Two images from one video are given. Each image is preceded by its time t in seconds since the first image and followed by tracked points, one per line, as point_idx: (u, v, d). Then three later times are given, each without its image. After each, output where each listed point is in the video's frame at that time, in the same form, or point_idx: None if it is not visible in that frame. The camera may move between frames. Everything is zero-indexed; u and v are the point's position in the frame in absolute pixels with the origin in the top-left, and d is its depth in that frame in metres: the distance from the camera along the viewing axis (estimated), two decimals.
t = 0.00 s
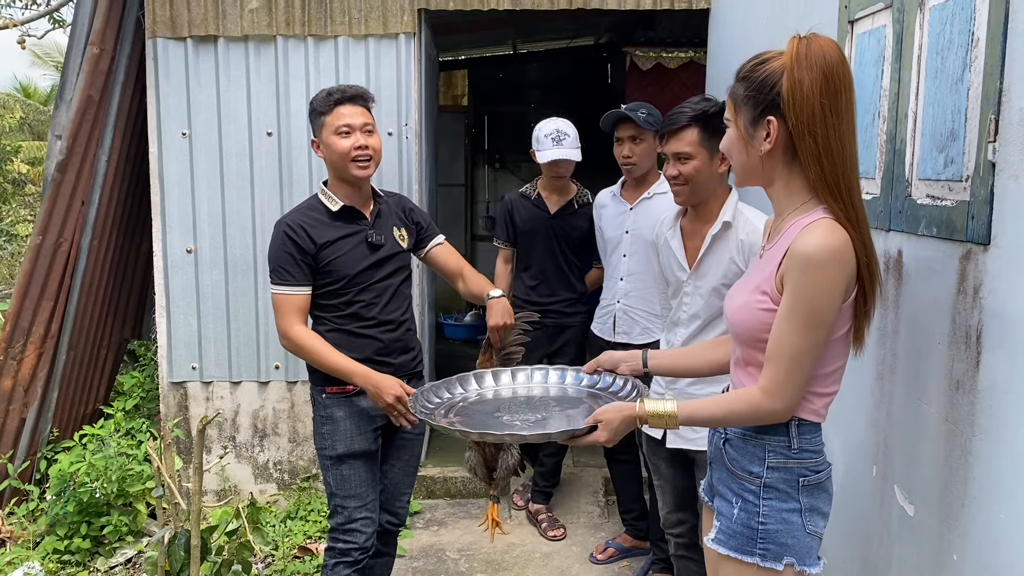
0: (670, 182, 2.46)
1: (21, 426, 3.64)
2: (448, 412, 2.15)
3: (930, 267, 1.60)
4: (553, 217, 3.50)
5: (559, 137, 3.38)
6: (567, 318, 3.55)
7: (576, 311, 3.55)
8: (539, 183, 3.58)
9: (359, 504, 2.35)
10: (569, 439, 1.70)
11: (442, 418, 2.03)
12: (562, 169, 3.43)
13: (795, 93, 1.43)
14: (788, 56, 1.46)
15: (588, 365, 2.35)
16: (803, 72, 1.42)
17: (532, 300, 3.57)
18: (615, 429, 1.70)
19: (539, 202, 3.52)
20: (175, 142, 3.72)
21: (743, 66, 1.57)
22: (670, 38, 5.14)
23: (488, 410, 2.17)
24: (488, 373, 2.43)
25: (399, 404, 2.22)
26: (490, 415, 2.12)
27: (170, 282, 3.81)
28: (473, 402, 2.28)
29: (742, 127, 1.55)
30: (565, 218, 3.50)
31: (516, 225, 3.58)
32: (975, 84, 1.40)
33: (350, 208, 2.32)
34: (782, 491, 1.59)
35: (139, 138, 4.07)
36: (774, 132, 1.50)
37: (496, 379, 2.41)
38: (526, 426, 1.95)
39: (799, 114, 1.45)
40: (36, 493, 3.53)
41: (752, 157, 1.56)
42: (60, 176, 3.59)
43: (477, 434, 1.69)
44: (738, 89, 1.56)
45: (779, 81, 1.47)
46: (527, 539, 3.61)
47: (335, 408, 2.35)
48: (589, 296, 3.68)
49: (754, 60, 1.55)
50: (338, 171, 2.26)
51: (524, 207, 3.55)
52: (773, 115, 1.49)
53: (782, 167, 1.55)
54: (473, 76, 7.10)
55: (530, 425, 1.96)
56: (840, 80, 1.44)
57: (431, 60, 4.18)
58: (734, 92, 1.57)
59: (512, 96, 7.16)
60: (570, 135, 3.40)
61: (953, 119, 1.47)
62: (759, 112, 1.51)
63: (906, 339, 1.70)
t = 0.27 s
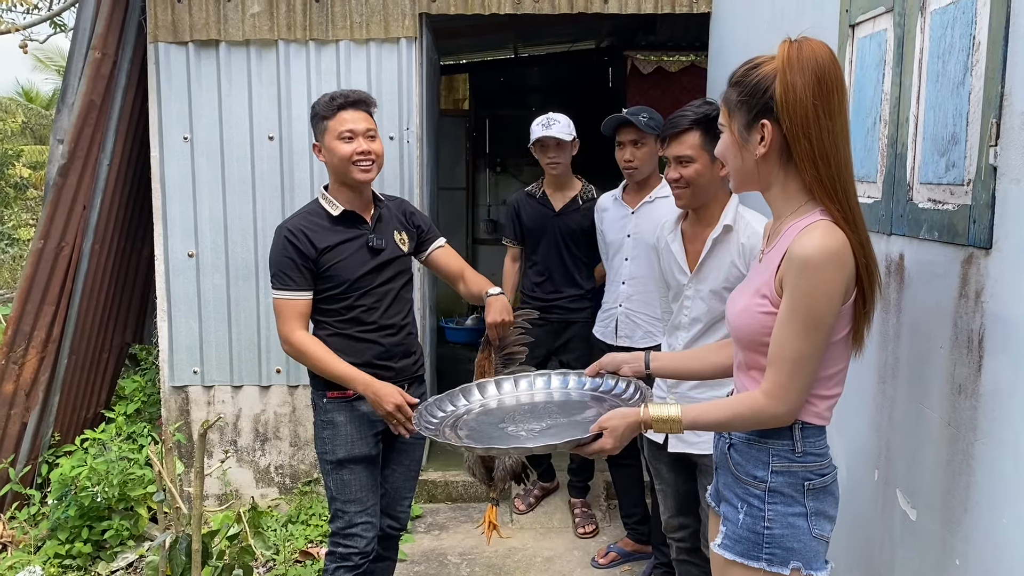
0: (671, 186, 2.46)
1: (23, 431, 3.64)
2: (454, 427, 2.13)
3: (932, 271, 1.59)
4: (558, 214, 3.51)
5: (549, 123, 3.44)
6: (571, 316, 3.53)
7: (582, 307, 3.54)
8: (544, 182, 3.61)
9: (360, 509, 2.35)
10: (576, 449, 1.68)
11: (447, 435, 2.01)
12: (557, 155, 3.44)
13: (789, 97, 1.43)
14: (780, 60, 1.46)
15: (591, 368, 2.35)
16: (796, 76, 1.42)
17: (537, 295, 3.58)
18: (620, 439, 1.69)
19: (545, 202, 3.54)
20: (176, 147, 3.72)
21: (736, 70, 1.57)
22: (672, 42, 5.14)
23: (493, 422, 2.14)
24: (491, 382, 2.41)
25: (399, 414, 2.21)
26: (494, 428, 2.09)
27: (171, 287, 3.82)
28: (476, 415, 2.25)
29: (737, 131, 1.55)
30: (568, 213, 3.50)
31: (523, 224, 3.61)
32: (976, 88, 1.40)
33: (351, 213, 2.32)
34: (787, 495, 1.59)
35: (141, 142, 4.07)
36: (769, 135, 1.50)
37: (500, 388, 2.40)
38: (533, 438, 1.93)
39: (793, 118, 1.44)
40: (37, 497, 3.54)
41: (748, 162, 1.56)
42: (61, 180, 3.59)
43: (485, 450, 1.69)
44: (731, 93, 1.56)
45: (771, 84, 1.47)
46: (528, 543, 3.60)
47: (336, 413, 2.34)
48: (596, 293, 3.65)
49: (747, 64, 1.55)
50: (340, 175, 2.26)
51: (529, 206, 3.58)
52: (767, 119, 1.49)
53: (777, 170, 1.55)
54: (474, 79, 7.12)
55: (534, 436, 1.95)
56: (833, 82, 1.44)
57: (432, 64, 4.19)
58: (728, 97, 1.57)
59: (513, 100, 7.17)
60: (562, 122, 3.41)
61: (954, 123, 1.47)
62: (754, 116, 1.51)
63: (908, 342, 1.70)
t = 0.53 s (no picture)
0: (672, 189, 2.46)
1: (25, 434, 3.65)
2: (455, 430, 2.13)
3: (933, 273, 1.60)
4: (571, 217, 3.51)
5: (568, 123, 3.45)
6: (586, 319, 3.51)
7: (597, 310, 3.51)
8: (561, 185, 3.62)
9: (362, 510, 2.35)
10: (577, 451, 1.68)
11: (450, 439, 2.02)
12: (571, 155, 3.45)
13: (787, 100, 1.44)
14: (778, 64, 1.46)
15: (591, 372, 2.36)
16: (795, 78, 1.43)
17: (551, 300, 3.58)
18: (621, 442, 1.69)
19: (559, 205, 3.55)
20: (178, 151, 3.73)
21: (734, 74, 1.57)
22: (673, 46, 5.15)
23: (493, 427, 2.14)
24: (492, 387, 2.42)
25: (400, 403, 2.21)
26: (495, 432, 2.10)
27: (174, 290, 3.82)
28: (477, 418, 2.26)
29: (736, 135, 1.55)
30: (582, 216, 3.49)
31: (538, 227, 3.63)
32: (975, 92, 1.40)
33: (351, 216, 2.33)
34: (788, 498, 1.59)
35: (143, 146, 4.09)
36: (767, 139, 1.50)
37: (500, 392, 2.41)
38: (531, 442, 1.94)
39: (792, 120, 1.45)
40: (40, 501, 3.54)
41: (746, 165, 1.56)
42: (64, 185, 3.60)
43: (485, 452, 1.70)
44: (730, 97, 1.56)
45: (769, 87, 1.47)
46: (530, 546, 3.60)
47: (336, 414, 2.35)
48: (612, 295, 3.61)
49: (746, 67, 1.55)
50: (340, 180, 2.27)
51: (544, 209, 3.59)
52: (765, 122, 1.50)
53: (776, 174, 1.55)
54: (476, 83, 7.13)
55: (534, 440, 1.96)
56: (831, 85, 1.44)
57: (434, 69, 4.21)
58: (727, 101, 1.58)
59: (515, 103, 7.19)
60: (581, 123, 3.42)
61: (954, 126, 1.48)
62: (752, 119, 1.51)
63: (908, 345, 1.70)
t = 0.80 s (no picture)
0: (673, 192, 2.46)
1: (27, 437, 3.65)
2: (454, 427, 2.15)
3: (933, 276, 1.60)
4: (586, 219, 3.49)
5: (583, 126, 3.44)
6: (594, 322, 3.51)
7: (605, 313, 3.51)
8: (574, 186, 3.61)
9: (371, 507, 2.34)
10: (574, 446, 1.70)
11: (449, 435, 2.03)
12: (585, 156, 3.43)
13: (790, 101, 1.44)
14: (781, 66, 1.46)
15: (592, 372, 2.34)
16: (798, 81, 1.43)
17: (560, 303, 3.58)
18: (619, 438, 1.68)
19: (572, 206, 3.55)
20: (180, 153, 3.74)
21: (737, 76, 1.57)
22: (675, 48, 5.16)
23: (494, 423, 2.16)
24: (493, 385, 2.43)
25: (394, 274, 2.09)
26: (495, 427, 2.13)
27: (175, 293, 3.83)
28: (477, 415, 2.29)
29: (739, 136, 1.55)
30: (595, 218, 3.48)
31: (551, 229, 3.62)
32: (976, 94, 1.40)
33: (351, 217, 2.34)
34: (785, 500, 1.59)
35: (145, 149, 4.10)
36: (770, 140, 1.50)
37: (501, 391, 2.42)
38: (527, 437, 1.95)
39: (795, 123, 1.45)
40: (42, 503, 3.54)
41: (750, 166, 1.56)
42: (66, 188, 3.62)
43: (479, 446, 1.71)
44: (733, 99, 1.56)
45: (773, 89, 1.47)
46: (531, 549, 3.60)
47: (339, 412, 2.35)
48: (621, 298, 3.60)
49: (748, 70, 1.55)
50: (337, 187, 2.28)
51: (557, 210, 3.58)
52: (768, 123, 1.49)
53: (778, 175, 1.55)
54: (477, 86, 7.14)
55: (530, 436, 1.96)
56: (833, 87, 1.44)
57: (435, 72, 4.21)
58: (730, 102, 1.57)
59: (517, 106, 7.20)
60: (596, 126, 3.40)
61: (955, 128, 1.48)
62: (755, 120, 1.51)
63: (909, 347, 1.70)
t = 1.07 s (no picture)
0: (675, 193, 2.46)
1: (30, 439, 3.67)
2: (453, 432, 2.14)
3: (933, 277, 1.60)
4: (589, 221, 3.50)
5: (589, 127, 3.43)
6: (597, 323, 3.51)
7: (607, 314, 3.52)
8: (578, 187, 3.61)
9: (366, 523, 2.37)
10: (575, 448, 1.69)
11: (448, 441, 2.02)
12: (589, 159, 3.44)
13: (791, 102, 1.44)
14: (781, 66, 1.47)
15: (592, 372, 2.36)
16: (799, 80, 1.43)
17: (562, 305, 3.59)
18: (619, 439, 1.69)
19: (574, 207, 3.55)
20: (182, 155, 3.75)
21: (737, 79, 1.57)
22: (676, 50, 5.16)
23: (490, 427, 2.16)
24: (492, 388, 2.43)
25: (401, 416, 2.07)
26: (491, 431, 2.12)
27: (177, 295, 3.84)
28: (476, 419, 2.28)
29: (743, 138, 1.55)
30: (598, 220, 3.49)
31: (554, 230, 3.61)
32: (975, 95, 1.40)
33: (354, 224, 2.33)
34: (784, 501, 1.59)
35: (147, 151, 4.11)
36: (774, 141, 1.50)
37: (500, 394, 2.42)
38: (528, 438, 1.96)
39: (797, 123, 1.45)
40: (44, 505, 3.55)
41: (754, 168, 1.56)
42: (68, 190, 3.63)
43: (483, 450, 1.71)
44: (735, 101, 1.56)
45: (775, 90, 1.47)
46: (533, 551, 3.60)
47: (337, 426, 2.35)
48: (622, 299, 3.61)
49: (748, 72, 1.56)
50: (340, 195, 2.28)
51: (559, 211, 3.58)
52: (770, 123, 1.50)
53: (782, 176, 1.56)
54: (479, 88, 7.15)
55: (530, 438, 1.97)
56: (834, 87, 1.45)
57: (436, 74, 4.22)
58: (732, 106, 1.57)
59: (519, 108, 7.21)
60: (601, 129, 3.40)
61: (954, 129, 1.48)
62: (757, 122, 1.51)
63: (909, 349, 1.70)
